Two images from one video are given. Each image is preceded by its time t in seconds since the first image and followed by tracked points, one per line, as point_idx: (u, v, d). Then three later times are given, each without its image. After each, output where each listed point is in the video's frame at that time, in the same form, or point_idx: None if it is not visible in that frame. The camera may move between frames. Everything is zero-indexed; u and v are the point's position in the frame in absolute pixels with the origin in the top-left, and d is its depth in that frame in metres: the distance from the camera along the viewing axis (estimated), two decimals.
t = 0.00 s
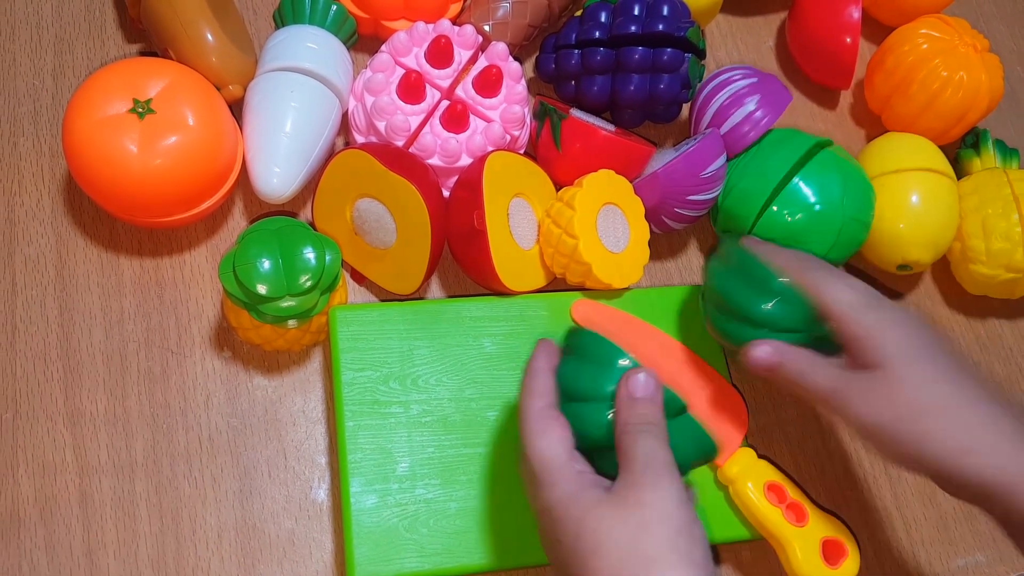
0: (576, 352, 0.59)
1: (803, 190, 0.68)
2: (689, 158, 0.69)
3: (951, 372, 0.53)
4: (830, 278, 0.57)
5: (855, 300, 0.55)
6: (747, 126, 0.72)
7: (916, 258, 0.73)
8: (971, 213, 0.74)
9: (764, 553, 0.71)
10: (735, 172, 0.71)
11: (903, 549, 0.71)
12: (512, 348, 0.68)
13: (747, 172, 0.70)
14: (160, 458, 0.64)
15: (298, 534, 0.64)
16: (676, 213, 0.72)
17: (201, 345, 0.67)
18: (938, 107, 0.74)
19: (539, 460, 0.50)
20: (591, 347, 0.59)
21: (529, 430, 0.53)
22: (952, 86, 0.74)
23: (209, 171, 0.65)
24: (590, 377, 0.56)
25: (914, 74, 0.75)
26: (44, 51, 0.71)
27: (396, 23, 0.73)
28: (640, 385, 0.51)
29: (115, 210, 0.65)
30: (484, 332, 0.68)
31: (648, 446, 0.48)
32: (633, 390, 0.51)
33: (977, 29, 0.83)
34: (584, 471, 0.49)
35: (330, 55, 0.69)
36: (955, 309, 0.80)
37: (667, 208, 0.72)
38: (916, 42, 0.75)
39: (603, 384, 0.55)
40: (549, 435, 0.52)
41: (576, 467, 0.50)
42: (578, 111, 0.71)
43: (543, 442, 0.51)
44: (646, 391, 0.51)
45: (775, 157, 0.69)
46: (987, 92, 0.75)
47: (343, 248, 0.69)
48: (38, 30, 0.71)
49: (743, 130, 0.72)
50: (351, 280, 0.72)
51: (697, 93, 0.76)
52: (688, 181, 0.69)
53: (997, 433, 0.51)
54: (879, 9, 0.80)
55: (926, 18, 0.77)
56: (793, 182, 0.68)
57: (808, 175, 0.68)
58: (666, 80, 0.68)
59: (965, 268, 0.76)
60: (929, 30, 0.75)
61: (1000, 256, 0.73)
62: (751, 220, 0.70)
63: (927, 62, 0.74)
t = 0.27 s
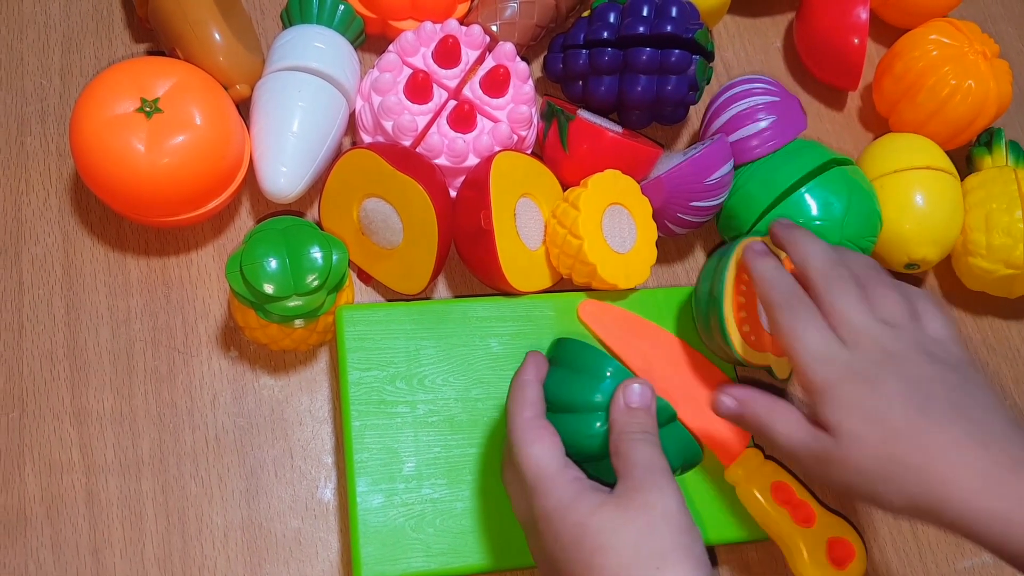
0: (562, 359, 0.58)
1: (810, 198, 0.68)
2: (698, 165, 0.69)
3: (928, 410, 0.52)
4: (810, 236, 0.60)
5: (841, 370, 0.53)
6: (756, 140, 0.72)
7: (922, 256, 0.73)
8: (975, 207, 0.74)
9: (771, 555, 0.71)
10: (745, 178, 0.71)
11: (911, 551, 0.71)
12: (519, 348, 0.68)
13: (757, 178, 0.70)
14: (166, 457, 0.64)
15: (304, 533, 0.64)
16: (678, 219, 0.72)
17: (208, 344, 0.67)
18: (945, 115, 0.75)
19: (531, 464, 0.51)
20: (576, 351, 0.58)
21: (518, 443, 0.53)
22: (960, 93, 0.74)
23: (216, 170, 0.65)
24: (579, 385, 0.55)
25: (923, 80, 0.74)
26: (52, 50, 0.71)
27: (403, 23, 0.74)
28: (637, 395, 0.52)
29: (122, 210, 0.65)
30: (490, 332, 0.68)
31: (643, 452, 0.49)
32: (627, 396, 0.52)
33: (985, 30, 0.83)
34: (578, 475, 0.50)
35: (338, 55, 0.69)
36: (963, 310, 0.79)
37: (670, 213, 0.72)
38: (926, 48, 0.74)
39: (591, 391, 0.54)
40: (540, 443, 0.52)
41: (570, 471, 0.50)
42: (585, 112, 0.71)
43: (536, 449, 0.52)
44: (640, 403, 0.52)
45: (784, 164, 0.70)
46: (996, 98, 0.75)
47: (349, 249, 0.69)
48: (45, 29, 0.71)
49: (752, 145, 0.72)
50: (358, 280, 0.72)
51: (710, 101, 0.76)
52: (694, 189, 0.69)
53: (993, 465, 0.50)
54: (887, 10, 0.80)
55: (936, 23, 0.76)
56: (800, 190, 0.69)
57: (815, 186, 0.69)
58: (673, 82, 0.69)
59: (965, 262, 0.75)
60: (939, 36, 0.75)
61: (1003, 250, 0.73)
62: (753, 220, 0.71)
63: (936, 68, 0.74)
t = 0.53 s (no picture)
0: (593, 319, 0.58)
1: (817, 194, 0.69)
2: (704, 158, 0.69)
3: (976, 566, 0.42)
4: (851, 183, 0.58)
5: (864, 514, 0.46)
6: (763, 136, 0.71)
7: (930, 252, 0.73)
8: (982, 203, 0.74)
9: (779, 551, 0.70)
10: (750, 173, 0.71)
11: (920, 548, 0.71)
12: (527, 343, 0.68)
13: (764, 173, 0.71)
14: (176, 452, 0.64)
15: (313, 528, 0.64)
16: (685, 213, 0.72)
17: (216, 339, 0.67)
18: (953, 110, 0.74)
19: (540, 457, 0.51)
20: (601, 313, 0.59)
21: (547, 386, 0.52)
22: (968, 88, 0.74)
23: (225, 166, 0.65)
24: (608, 343, 0.56)
25: (930, 75, 0.74)
26: (61, 48, 0.71)
27: (411, 20, 0.74)
28: (661, 358, 0.51)
29: (132, 206, 0.65)
30: (498, 328, 0.68)
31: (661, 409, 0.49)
32: (653, 358, 0.51)
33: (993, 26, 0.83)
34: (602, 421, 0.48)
35: (345, 52, 0.70)
36: (972, 306, 0.79)
37: (677, 208, 0.72)
38: (934, 43, 0.75)
39: (618, 348, 0.55)
40: (569, 387, 0.51)
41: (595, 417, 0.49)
42: (593, 108, 0.71)
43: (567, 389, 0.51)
44: (664, 364, 0.51)
45: (791, 159, 0.70)
46: (1003, 94, 0.75)
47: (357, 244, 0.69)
48: (55, 27, 0.72)
49: (759, 138, 0.72)
50: (366, 276, 0.72)
51: (718, 95, 0.76)
52: (701, 181, 0.69)
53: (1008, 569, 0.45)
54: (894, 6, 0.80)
55: (944, 18, 0.76)
56: (807, 184, 0.69)
57: (823, 180, 0.69)
58: (681, 77, 0.69)
59: (973, 257, 0.75)
60: (947, 31, 0.75)
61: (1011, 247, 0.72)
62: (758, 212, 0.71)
63: (944, 63, 0.74)
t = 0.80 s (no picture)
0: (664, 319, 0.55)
1: (827, 186, 0.69)
2: (716, 154, 0.69)
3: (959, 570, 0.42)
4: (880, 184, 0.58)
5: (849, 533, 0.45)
6: (773, 131, 0.72)
7: (939, 247, 0.74)
8: (991, 196, 0.75)
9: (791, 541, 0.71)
10: (761, 167, 0.72)
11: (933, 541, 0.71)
12: (541, 333, 0.68)
13: (774, 167, 0.71)
14: (194, 437, 0.65)
15: (328, 514, 0.65)
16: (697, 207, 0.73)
17: (234, 327, 0.68)
18: (964, 105, 0.75)
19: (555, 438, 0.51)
20: (678, 315, 0.55)
21: (620, 371, 0.48)
22: (979, 84, 0.74)
23: (245, 157, 0.66)
24: (677, 345, 0.52)
25: (941, 71, 0.75)
26: (84, 41, 0.73)
27: (427, 15, 0.75)
28: (736, 371, 0.46)
29: (153, 195, 0.66)
30: (512, 318, 0.68)
31: (731, 416, 0.45)
32: (726, 372, 0.46)
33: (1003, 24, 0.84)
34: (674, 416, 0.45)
35: (363, 46, 0.71)
36: (982, 300, 0.80)
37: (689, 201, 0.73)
38: (944, 39, 0.75)
39: (685, 352, 0.52)
40: (642, 379, 0.47)
41: (667, 410, 0.45)
42: (606, 101, 0.71)
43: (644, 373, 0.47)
44: (735, 379, 0.46)
45: (802, 153, 0.71)
46: (1015, 89, 0.75)
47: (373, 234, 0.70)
48: (78, 21, 0.73)
49: (770, 133, 0.72)
50: (382, 267, 0.73)
51: (731, 91, 0.77)
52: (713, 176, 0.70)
53: None
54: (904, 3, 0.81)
55: (955, 15, 0.77)
56: (817, 177, 0.70)
57: (833, 173, 0.70)
58: (694, 71, 0.70)
59: (981, 250, 0.76)
60: (957, 28, 0.76)
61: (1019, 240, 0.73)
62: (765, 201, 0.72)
63: (955, 59, 0.74)
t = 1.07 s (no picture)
0: (641, 297, 0.53)
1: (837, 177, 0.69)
2: (727, 144, 0.69)
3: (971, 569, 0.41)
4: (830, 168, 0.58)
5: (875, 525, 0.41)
6: (783, 121, 0.72)
7: (949, 239, 0.73)
8: (1002, 188, 0.75)
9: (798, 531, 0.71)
10: (772, 156, 0.72)
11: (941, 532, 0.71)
12: (548, 322, 0.69)
13: (785, 156, 0.71)
14: (202, 423, 0.65)
15: (336, 500, 0.65)
16: (707, 198, 0.72)
17: (243, 313, 0.68)
18: (976, 96, 0.75)
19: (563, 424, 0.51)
20: (653, 291, 0.53)
21: (594, 354, 0.48)
22: (990, 75, 0.74)
23: (253, 143, 0.66)
24: (653, 320, 0.51)
25: (953, 62, 0.75)
26: (92, 26, 0.73)
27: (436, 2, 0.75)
28: (711, 337, 0.46)
29: (161, 180, 0.66)
30: (520, 306, 0.69)
31: (708, 380, 0.45)
32: (702, 337, 0.46)
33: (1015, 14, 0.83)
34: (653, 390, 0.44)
35: (371, 32, 0.70)
36: (991, 292, 0.80)
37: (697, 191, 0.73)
38: (956, 29, 0.75)
39: (663, 327, 0.50)
40: (618, 355, 0.47)
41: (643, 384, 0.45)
42: (615, 89, 0.71)
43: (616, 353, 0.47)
44: (712, 344, 0.46)
45: (812, 143, 0.71)
46: None
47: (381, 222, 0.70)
48: (87, 6, 0.73)
49: (779, 122, 0.72)
50: (390, 254, 0.73)
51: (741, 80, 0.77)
52: (722, 168, 0.70)
53: None
54: None
55: (967, 5, 0.77)
56: (827, 167, 0.70)
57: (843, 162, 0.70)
58: (704, 60, 0.69)
59: (991, 242, 0.76)
60: (970, 18, 0.75)
61: None
62: (775, 189, 0.71)
63: (966, 50, 0.74)
